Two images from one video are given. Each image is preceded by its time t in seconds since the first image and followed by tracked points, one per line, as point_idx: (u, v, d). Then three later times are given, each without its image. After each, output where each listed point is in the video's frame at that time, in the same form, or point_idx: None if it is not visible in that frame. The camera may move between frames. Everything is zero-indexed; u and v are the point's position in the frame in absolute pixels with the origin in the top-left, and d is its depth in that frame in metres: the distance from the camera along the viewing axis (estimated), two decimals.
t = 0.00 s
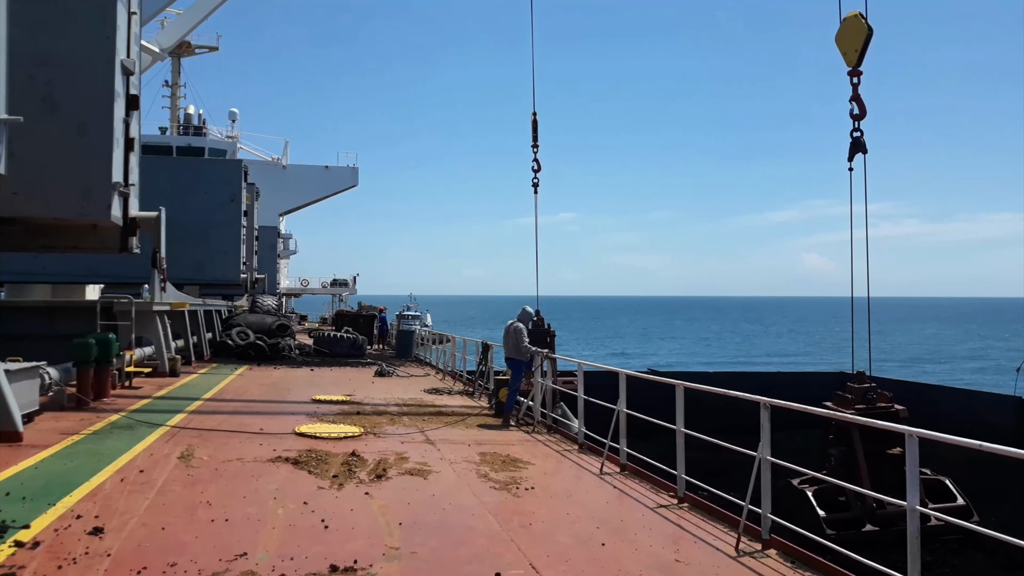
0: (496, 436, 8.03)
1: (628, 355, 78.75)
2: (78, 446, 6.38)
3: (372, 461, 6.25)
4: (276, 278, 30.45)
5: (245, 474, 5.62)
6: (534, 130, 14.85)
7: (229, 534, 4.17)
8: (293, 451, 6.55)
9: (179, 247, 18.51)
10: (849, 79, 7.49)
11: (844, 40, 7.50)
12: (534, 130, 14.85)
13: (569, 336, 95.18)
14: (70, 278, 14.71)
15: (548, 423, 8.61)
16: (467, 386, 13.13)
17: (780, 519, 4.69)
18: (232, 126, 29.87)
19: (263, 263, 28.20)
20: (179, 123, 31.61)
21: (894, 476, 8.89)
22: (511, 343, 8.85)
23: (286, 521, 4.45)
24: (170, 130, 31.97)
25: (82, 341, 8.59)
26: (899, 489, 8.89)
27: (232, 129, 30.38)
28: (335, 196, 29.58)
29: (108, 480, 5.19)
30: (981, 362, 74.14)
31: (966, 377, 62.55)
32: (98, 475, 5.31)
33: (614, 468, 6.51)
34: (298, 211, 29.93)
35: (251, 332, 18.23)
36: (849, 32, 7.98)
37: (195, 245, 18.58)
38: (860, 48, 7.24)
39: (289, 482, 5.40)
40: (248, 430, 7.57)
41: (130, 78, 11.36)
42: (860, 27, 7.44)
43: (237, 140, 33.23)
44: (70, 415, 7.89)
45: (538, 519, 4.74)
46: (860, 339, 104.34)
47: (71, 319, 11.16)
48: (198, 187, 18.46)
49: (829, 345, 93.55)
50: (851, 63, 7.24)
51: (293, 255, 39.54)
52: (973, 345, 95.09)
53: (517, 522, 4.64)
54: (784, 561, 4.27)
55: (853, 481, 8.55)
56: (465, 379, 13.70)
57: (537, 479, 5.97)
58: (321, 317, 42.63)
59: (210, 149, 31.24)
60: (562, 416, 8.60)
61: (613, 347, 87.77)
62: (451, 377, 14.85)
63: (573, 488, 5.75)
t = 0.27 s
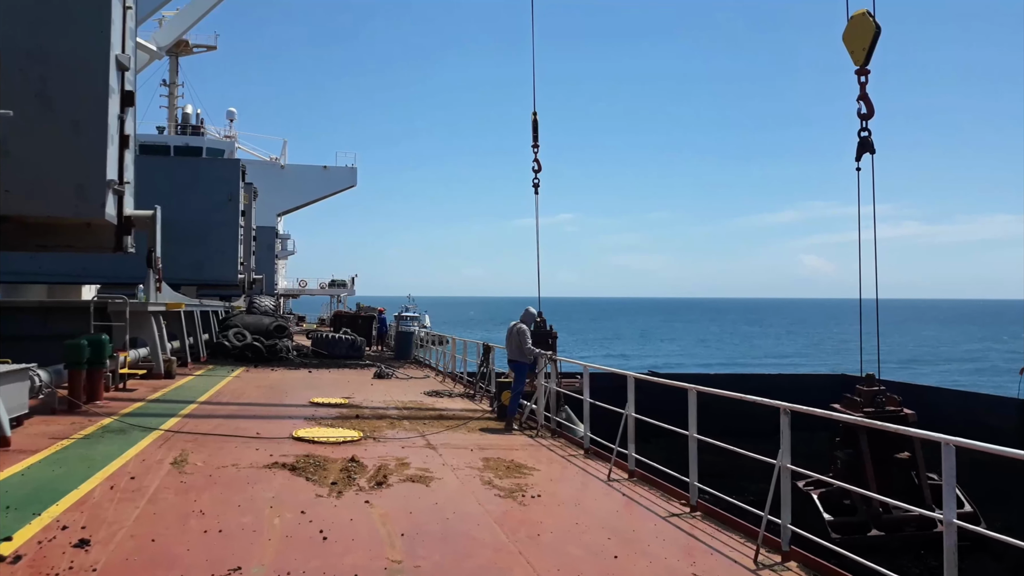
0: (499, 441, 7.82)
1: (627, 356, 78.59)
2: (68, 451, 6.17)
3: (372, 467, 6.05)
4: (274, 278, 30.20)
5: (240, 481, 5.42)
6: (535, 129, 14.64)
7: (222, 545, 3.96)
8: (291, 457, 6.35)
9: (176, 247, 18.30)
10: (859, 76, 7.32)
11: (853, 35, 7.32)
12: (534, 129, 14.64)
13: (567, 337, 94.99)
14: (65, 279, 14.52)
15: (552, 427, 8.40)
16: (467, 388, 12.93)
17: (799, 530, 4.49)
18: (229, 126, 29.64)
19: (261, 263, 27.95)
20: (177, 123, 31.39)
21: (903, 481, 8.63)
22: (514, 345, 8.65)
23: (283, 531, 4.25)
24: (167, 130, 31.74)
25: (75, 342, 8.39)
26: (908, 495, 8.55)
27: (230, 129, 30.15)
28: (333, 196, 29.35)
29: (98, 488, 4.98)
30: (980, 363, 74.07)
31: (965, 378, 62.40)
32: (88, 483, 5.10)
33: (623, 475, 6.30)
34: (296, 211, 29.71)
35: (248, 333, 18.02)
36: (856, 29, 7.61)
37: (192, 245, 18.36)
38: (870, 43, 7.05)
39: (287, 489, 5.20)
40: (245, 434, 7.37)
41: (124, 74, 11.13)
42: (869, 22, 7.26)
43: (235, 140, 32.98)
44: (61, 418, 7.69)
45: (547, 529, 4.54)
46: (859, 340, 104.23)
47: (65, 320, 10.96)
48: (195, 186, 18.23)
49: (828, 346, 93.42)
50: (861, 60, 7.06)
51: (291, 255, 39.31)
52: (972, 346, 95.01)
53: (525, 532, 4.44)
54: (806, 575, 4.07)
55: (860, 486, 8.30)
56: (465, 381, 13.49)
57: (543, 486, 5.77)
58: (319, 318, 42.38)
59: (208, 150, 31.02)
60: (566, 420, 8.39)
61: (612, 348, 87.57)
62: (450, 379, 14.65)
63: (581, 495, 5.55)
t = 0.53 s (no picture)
0: (501, 446, 7.63)
1: (625, 356, 78.45)
2: (57, 459, 5.98)
3: (370, 474, 5.86)
4: (270, 278, 29.98)
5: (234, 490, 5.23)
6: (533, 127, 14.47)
7: (214, 562, 3.78)
8: (286, 464, 6.16)
9: (172, 247, 18.08)
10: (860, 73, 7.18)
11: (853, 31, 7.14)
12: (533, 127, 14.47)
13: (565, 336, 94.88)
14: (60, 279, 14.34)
15: (553, 431, 8.22)
16: (466, 390, 12.75)
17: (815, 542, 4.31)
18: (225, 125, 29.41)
19: (258, 263, 27.71)
20: (173, 122, 31.14)
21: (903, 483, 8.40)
22: (515, 347, 8.47)
23: (278, 546, 4.06)
24: (163, 129, 31.52)
25: (65, 344, 8.19)
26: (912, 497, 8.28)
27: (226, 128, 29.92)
28: (330, 196, 29.15)
29: (85, 499, 4.78)
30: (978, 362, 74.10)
31: (962, 377, 62.41)
32: (75, 493, 4.90)
33: (628, 482, 6.13)
34: (293, 211, 29.51)
35: (244, 333, 17.82)
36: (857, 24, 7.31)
37: (188, 245, 18.15)
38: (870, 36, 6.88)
39: (282, 499, 5.01)
40: (240, 440, 7.18)
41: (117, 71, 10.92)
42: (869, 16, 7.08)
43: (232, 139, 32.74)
44: (51, 424, 7.50)
45: (553, 541, 4.38)
46: (856, 339, 104.29)
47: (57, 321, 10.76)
48: (191, 185, 18.03)
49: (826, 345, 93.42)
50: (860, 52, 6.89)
51: (288, 255, 39.10)
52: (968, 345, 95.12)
53: (531, 546, 4.27)
54: None
55: (862, 488, 8.09)
56: (464, 383, 13.31)
57: (547, 494, 5.59)
58: (316, 319, 42.17)
59: (203, 149, 30.78)
60: (569, 423, 8.20)
61: (609, 348, 87.44)
62: (449, 381, 14.47)
63: (586, 504, 5.38)
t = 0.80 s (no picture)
0: (497, 448, 7.46)
1: (618, 357, 78.41)
2: (38, 464, 5.77)
3: (363, 479, 5.68)
4: (261, 279, 29.70)
5: (222, 496, 5.04)
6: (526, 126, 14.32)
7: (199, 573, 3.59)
8: (276, 468, 5.97)
9: (162, 247, 17.83)
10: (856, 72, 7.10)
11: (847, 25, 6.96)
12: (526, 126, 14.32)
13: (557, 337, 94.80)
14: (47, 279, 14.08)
15: (550, 434, 8.05)
16: (460, 392, 12.57)
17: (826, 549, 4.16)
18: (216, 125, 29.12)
19: (248, 264, 27.44)
20: (163, 122, 30.83)
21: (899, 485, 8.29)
22: (510, 348, 8.30)
23: (268, 556, 3.88)
24: (153, 129, 31.19)
25: (49, 346, 7.97)
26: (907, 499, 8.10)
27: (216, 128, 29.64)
28: (321, 196, 28.91)
29: (66, 506, 4.59)
30: (968, 362, 74.42)
31: (953, 378, 62.63)
32: (55, 500, 4.70)
33: (628, 486, 5.96)
34: (284, 212, 29.25)
35: (234, 335, 17.58)
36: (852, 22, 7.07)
37: (177, 245, 17.90)
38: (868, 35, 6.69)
39: (272, 505, 4.83)
40: (228, 443, 6.98)
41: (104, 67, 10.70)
42: (863, 12, 6.89)
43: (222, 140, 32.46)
44: (33, 427, 7.28)
45: (555, 549, 4.21)
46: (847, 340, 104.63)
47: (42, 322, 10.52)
48: (180, 184, 17.77)
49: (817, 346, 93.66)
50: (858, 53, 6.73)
51: (278, 256, 38.79)
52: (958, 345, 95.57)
53: (531, 554, 4.11)
54: None
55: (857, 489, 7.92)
56: (457, 384, 13.13)
57: (546, 499, 5.42)
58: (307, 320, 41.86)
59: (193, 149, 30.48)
60: (566, 425, 8.04)
61: (602, 348, 87.35)
62: (443, 382, 14.28)
63: (586, 509, 5.21)
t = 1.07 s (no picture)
0: (496, 449, 7.26)
1: (613, 354, 78.28)
2: (19, 466, 5.54)
3: (357, 481, 5.47)
4: (254, 275, 29.38)
5: (211, 500, 4.82)
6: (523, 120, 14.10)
7: None
8: (269, 470, 5.75)
9: (154, 243, 17.54)
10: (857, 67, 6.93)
11: (847, 22, 6.63)
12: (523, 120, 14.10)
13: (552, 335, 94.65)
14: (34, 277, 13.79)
15: (549, 433, 7.86)
16: (456, 389, 12.35)
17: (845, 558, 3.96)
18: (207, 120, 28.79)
19: (241, 260, 27.14)
20: (154, 117, 30.49)
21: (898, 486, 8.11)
22: (509, 346, 8.11)
23: (258, 565, 3.67)
24: (144, 124, 30.84)
25: (33, 342, 7.72)
26: (906, 500, 7.86)
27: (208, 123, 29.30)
28: (314, 192, 28.62)
29: (45, 512, 4.36)
30: (962, 359, 74.59)
31: (947, 374, 62.71)
32: (34, 505, 4.48)
33: (632, 489, 5.76)
34: (277, 207, 28.94)
35: (226, 331, 17.31)
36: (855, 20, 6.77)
37: (168, 240, 17.62)
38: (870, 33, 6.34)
39: (262, 510, 4.61)
40: (218, 444, 6.75)
41: (92, 58, 10.44)
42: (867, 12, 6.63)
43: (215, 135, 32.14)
44: (16, 427, 7.03)
45: (561, 557, 4.01)
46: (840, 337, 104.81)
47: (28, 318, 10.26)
48: (172, 179, 17.49)
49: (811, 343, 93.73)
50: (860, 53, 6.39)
51: (271, 252, 38.45)
52: (951, 343, 95.83)
53: (535, 562, 3.90)
54: None
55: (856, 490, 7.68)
56: (453, 382, 12.93)
57: (549, 502, 5.22)
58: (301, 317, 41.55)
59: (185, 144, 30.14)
60: (566, 425, 7.85)
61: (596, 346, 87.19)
62: (438, 380, 14.06)
63: (591, 514, 5.02)
